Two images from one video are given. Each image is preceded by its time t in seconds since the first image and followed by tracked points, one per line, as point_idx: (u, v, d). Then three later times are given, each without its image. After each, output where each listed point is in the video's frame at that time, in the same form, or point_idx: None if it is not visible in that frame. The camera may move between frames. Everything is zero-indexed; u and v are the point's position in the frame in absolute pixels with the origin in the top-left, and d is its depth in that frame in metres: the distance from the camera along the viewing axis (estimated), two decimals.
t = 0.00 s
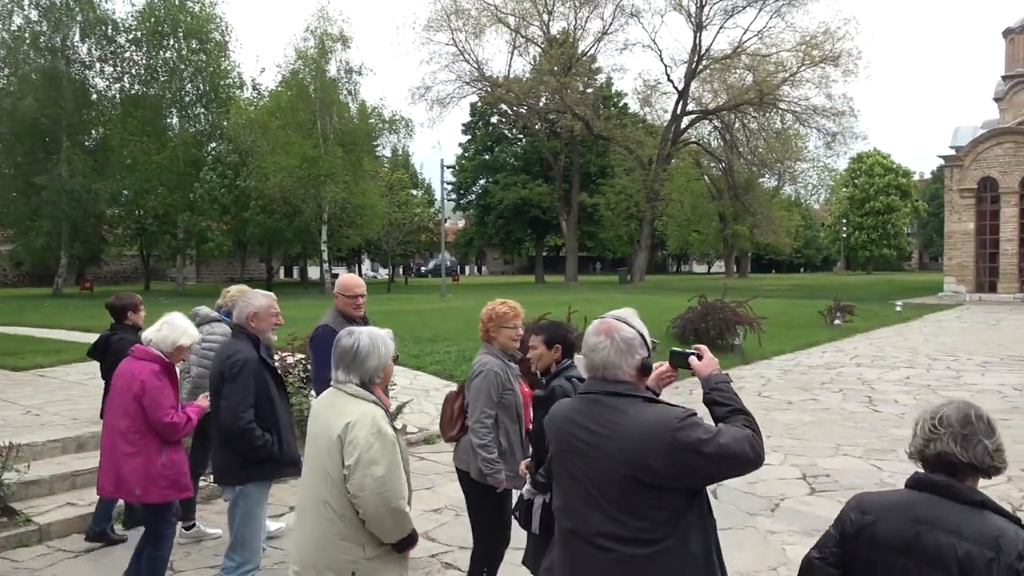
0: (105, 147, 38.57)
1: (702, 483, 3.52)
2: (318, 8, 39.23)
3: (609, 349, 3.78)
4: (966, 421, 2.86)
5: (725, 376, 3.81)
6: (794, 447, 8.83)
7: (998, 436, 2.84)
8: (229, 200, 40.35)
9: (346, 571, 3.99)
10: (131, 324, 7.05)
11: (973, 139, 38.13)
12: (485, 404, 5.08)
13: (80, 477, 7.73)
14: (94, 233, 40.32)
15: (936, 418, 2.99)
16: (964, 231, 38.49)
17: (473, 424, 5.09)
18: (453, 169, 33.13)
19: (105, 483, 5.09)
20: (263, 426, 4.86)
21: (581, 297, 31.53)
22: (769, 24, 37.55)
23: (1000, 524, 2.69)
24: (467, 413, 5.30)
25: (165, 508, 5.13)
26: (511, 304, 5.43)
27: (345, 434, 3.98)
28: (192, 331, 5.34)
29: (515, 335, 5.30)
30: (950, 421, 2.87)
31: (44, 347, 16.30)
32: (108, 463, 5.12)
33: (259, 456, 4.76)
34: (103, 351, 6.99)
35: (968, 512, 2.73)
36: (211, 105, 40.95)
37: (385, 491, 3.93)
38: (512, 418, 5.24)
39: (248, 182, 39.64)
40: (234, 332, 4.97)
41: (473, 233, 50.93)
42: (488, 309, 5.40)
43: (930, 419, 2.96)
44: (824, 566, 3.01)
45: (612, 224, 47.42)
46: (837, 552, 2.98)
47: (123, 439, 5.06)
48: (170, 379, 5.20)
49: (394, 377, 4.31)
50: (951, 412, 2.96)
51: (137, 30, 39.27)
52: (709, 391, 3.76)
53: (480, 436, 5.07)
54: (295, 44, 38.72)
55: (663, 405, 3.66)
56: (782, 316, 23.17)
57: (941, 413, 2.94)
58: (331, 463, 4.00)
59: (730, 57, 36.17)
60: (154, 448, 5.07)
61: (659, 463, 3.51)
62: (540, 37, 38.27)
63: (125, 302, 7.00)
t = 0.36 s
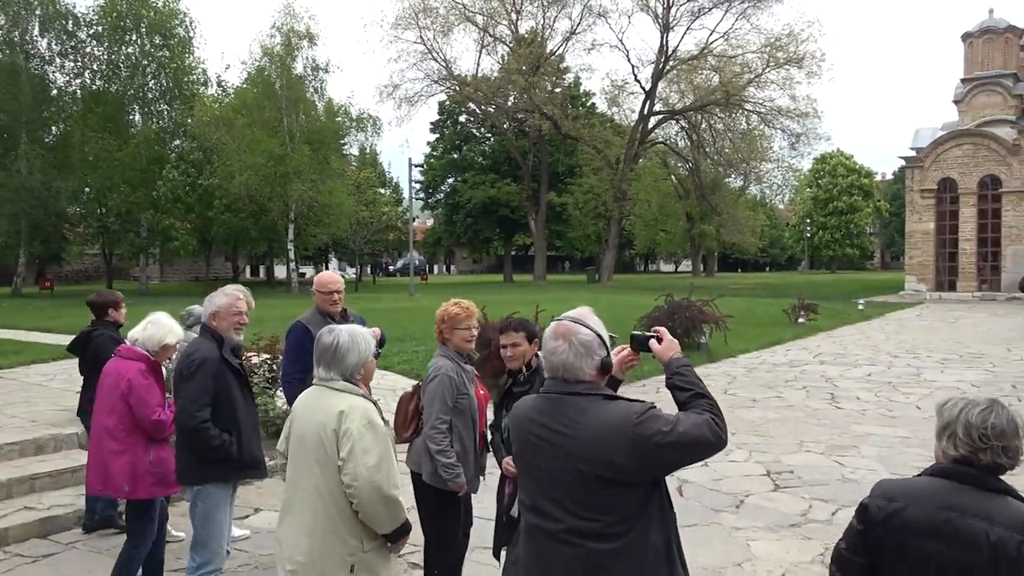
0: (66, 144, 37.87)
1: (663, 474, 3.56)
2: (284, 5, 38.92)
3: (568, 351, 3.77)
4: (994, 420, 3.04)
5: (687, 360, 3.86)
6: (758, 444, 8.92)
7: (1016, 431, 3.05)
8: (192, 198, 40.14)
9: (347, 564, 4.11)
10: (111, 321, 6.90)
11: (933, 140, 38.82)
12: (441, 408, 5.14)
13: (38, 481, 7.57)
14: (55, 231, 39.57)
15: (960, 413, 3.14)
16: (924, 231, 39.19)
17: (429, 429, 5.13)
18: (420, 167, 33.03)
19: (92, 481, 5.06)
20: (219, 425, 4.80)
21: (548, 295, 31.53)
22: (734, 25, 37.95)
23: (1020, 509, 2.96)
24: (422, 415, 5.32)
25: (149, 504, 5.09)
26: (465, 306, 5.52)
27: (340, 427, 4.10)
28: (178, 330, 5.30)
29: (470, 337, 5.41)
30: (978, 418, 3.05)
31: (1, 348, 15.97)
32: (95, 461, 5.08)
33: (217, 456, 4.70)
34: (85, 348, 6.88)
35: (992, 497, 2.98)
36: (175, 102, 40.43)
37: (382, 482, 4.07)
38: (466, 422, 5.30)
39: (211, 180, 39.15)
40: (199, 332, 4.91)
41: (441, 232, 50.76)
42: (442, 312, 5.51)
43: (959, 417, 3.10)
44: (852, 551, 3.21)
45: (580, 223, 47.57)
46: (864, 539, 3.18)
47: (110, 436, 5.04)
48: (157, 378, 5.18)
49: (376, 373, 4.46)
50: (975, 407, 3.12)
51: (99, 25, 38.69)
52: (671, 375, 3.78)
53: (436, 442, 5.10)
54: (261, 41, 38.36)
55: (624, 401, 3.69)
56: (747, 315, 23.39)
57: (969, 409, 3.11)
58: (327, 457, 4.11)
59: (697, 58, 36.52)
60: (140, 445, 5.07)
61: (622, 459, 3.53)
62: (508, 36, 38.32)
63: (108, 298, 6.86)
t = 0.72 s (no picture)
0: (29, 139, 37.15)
1: (629, 470, 3.59)
2: None
3: (534, 351, 3.74)
4: (979, 412, 3.09)
5: (651, 353, 3.89)
6: (726, 440, 8.99)
7: (999, 420, 3.11)
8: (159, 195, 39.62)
9: (338, 561, 4.13)
10: (99, 322, 6.77)
11: (898, 141, 39.46)
12: (401, 404, 5.11)
13: None
14: (17, 228, 38.83)
15: (945, 403, 3.18)
16: (890, 230, 39.76)
17: (385, 425, 5.09)
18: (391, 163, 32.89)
19: (80, 475, 5.03)
20: (178, 425, 4.72)
21: (518, 293, 31.53)
22: (704, 25, 38.27)
23: (997, 491, 3.05)
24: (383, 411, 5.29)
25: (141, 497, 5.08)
26: (433, 302, 5.50)
27: (330, 421, 4.09)
28: (159, 323, 5.33)
29: (436, 333, 5.40)
30: (963, 410, 3.09)
31: None
32: (80, 457, 5.07)
33: (177, 455, 4.62)
34: (73, 347, 6.75)
35: (972, 480, 3.07)
36: (141, 97, 39.91)
37: (372, 476, 4.03)
38: (425, 418, 5.27)
39: (178, 176, 38.71)
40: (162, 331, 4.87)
41: (413, 230, 50.63)
42: (408, 307, 5.48)
43: (944, 407, 3.13)
44: (838, 534, 3.27)
45: (551, 221, 47.71)
46: (850, 522, 3.23)
47: (95, 431, 5.03)
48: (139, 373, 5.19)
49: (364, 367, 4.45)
50: (960, 398, 3.15)
51: (63, 18, 38.11)
52: (635, 370, 3.82)
53: (392, 438, 5.06)
54: (230, 36, 37.98)
55: (589, 398, 3.69)
56: (717, 313, 23.59)
57: (954, 400, 3.14)
58: (316, 452, 4.10)
59: (667, 57, 36.78)
60: (125, 439, 5.06)
61: (589, 455, 3.54)
62: (479, 34, 38.31)
63: (97, 299, 6.76)
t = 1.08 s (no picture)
0: None
1: (590, 468, 3.61)
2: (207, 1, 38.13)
3: (493, 352, 3.73)
4: (916, 396, 3.17)
5: (611, 352, 3.93)
6: (689, 436, 9.09)
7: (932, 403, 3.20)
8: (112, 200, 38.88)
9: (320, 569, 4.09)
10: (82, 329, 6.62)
11: (852, 138, 40.23)
12: (368, 401, 5.09)
13: None
14: None
15: (884, 390, 3.25)
16: (845, 226, 40.46)
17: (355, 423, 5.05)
18: (350, 165, 32.64)
19: (53, 483, 4.97)
20: (125, 434, 4.63)
21: (480, 294, 31.51)
22: (661, 25, 38.61)
23: (934, 468, 3.19)
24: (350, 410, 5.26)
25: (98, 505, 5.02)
26: (395, 302, 5.52)
27: (306, 430, 4.05)
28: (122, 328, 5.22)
29: (400, 333, 5.42)
30: (902, 395, 3.16)
31: None
32: (52, 465, 5.01)
33: (126, 464, 4.54)
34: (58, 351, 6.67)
35: (910, 461, 3.18)
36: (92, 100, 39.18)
37: (348, 485, 3.99)
38: (393, 416, 5.26)
39: (132, 180, 38.01)
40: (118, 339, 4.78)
41: (374, 233, 50.36)
42: (371, 309, 5.48)
43: (883, 395, 3.20)
44: (791, 522, 3.31)
45: (513, 221, 47.80)
46: (805, 510, 3.27)
47: (66, 440, 4.94)
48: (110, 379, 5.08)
49: (338, 373, 4.42)
50: (896, 385, 3.22)
51: (9, 19, 37.28)
52: (596, 369, 3.84)
53: (362, 435, 5.01)
54: (184, 38, 37.40)
55: (549, 397, 3.69)
56: (678, 310, 23.81)
57: (893, 387, 3.21)
58: (292, 460, 4.06)
59: (626, 57, 36.98)
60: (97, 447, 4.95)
61: (548, 454, 3.55)
62: (438, 35, 38.19)
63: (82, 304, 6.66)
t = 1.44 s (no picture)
0: None
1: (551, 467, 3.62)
2: None
3: (454, 350, 3.69)
4: (862, 388, 3.29)
5: (572, 352, 3.93)
6: (650, 434, 9.16)
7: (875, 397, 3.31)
8: (66, 197, 38.03)
9: None
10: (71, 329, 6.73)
11: (811, 139, 40.90)
12: (331, 401, 5.04)
13: None
14: None
15: (829, 383, 3.37)
16: (804, 226, 41.09)
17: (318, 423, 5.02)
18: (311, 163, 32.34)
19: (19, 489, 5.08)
20: (67, 440, 4.53)
21: (443, 293, 31.46)
22: (623, 26, 38.87)
23: (882, 460, 3.26)
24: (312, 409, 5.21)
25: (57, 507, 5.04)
26: (356, 300, 5.43)
27: (267, 436, 3.97)
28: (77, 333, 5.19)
29: (361, 330, 5.34)
30: (853, 389, 3.27)
31: None
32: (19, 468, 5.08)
33: (67, 470, 4.44)
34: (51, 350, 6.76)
35: (857, 452, 3.25)
36: (46, 96, 38.32)
37: (310, 492, 3.93)
38: (357, 415, 5.21)
39: (87, 178, 37.21)
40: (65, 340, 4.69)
41: (337, 232, 49.97)
42: (331, 307, 5.40)
43: (830, 388, 3.32)
44: (737, 503, 3.36)
45: (477, 220, 47.76)
46: (754, 493, 3.32)
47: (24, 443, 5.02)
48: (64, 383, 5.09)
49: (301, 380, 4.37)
50: (844, 379, 3.34)
51: None
52: (557, 369, 3.85)
53: (325, 435, 5.00)
54: (141, 32, 36.73)
55: (508, 397, 3.67)
56: (639, 309, 23.99)
57: (843, 381, 3.31)
58: (254, 467, 3.99)
59: (589, 57, 37.13)
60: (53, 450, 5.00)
61: (507, 454, 3.54)
62: (401, 33, 37.98)
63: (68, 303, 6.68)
